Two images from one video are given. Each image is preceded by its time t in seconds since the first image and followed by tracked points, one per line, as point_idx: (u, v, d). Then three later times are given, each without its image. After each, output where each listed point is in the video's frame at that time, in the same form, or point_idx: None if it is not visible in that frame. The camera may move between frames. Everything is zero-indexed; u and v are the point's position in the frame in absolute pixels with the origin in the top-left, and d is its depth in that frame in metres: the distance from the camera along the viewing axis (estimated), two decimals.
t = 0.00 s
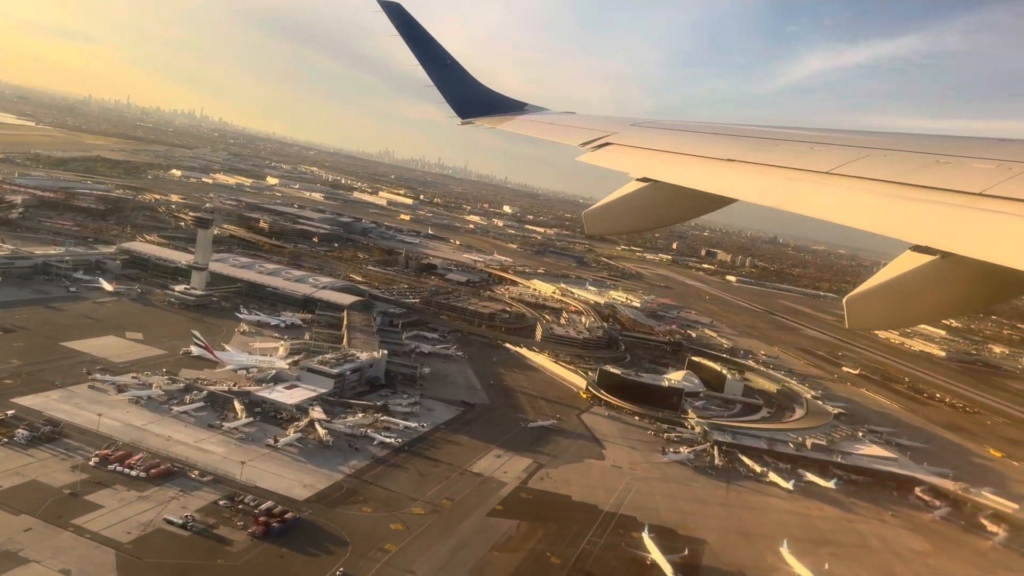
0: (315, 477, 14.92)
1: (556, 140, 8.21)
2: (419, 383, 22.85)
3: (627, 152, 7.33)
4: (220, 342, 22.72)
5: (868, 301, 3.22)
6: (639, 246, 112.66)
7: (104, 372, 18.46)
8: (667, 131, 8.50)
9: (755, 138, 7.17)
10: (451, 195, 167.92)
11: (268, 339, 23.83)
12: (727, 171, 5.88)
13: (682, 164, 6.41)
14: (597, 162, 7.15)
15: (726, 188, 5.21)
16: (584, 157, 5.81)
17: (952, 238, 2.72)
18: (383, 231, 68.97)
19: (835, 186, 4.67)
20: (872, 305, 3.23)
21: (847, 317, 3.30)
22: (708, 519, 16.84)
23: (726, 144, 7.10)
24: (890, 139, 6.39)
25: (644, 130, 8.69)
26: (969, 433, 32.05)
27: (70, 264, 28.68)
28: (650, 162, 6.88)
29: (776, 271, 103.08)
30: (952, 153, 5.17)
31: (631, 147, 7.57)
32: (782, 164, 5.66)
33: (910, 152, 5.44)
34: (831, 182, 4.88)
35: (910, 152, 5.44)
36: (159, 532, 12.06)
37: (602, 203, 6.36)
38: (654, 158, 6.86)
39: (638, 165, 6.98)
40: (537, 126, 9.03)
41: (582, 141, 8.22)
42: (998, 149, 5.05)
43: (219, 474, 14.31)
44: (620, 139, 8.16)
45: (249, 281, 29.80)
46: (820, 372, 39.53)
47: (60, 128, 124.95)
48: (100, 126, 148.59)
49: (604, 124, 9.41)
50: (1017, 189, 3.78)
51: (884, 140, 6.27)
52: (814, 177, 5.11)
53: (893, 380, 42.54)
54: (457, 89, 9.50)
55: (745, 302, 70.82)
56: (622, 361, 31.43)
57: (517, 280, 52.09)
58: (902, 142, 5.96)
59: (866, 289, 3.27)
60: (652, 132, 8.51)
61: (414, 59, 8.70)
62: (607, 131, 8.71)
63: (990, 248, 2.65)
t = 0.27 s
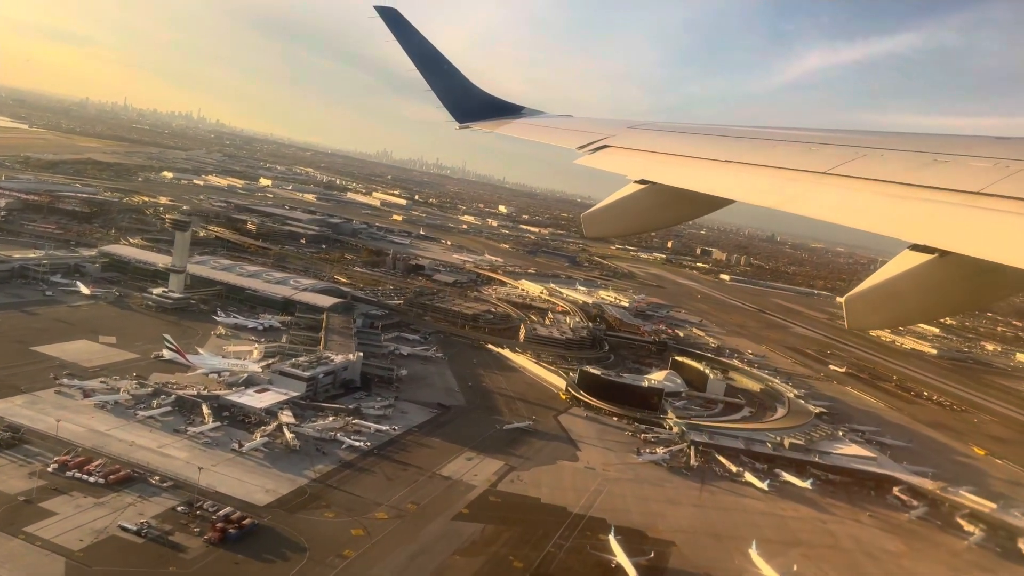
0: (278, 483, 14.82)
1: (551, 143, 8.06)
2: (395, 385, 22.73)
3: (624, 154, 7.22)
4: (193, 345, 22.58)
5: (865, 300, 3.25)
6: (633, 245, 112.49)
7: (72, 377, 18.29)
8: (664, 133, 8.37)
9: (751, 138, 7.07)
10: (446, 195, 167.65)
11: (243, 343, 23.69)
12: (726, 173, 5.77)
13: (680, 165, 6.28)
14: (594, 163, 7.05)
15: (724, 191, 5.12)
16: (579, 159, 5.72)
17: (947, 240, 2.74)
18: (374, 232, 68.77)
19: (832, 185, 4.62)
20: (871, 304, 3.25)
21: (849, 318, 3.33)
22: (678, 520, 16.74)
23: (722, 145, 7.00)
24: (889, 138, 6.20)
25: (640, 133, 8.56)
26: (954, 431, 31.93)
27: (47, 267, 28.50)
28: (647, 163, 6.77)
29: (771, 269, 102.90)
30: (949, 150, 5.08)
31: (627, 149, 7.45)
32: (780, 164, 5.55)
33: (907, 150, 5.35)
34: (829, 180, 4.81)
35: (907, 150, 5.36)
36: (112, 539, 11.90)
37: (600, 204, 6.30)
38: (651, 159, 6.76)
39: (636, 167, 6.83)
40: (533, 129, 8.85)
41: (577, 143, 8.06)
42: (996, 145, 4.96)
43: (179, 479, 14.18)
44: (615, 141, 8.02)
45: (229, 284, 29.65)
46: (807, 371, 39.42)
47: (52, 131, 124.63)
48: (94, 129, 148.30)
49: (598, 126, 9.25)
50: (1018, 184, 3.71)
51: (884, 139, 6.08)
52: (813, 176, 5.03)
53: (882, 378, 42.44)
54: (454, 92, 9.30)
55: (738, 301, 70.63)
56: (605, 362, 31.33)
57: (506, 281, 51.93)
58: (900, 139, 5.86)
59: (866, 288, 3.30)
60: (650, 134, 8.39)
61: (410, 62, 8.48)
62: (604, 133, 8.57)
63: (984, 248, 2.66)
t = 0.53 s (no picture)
0: (242, 486, 14.72)
1: (553, 146, 7.95)
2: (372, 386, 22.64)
3: (626, 155, 7.14)
4: (168, 348, 22.44)
5: (866, 297, 3.24)
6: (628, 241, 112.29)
7: (40, 381, 18.14)
8: (667, 133, 8.27)
9: (752, 138, 7.00)
10: (441, 193, 167.31)
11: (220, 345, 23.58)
12: (726, 173, 5.71)
13: (680, 167, 6.22)
14: (595, 165, 6.97)
15: (727, 192, 5.05)
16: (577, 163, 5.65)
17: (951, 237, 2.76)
18: (365, 231, 68.54)
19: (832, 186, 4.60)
20: (874, 301, 3.24)
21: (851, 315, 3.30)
22: (649, 519, 16.65)
23: (723, 145, 6.93)
24: (885, 135, 6.11)
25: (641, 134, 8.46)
26: (939, 426, 31.86)
27: (26, 270, 28.33)
28: (649, 164, 6.69)
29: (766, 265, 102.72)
30: (948, 148, 5.04)
31: (628, 150, 7.37)
32: (781, 165, 5.49)
33: (906, 150, 5.30)
34: (830, 180, 4.77)
35: (906, 149, 5.31)
36: (67, 545, 11.76)
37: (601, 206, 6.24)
38: (653, 161, 6.69)
39: (637, 169, 6.76)
40: (534, 132, 8.73)
41: (578, 146, 7.96)
42: (995, 143, 4.92)
43: (141, 484, 14.06)
44: (616, 143, 7.93)
45: (209, 285, 29.50)
46: (795, 367, 39.35)
47: (45, 131, 124.18)
48: (88, 129, 147.86)
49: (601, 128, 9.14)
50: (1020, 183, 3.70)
51: (879, 136, 6.00)
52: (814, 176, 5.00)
53: (870, 373, 42.39)
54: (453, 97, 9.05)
55: (730, 296, 70.51)
56: (589, 360, 31.24)
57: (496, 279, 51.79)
58: (900, 137, 5.80)
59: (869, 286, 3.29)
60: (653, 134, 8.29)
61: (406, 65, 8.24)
62: (605, 135, 8.47)
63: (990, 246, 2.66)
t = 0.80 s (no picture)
0: (201, 488, 14.63)
1: (551, 140, 7.62)
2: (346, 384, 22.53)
3: (626, 149, 6.82)
4: (139, 348, 22.32)
5: (866, 286, 2.94)
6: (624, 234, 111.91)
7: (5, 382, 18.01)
8: (668, 126, 7.95)
9: (753, 130, 6.67)
10: (438, 188, 166.73)
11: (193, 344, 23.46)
12: (724, 164, 5.39)
13: (678, 159, 5.92)
14: (592, 159, 6.66)
15: (723, 181, 4.74)
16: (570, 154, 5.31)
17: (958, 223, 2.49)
18: (356, 227, 68.28)
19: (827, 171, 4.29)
20: (874, 290, 2.95)
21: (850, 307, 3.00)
22: (616, 516, 16.57)
23: (723, 136, 6.60)
24: (887, 123, 5.74)
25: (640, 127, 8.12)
26: (924, 417, 31.72)
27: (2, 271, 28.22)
28: (649, 157, 6.37)
29: (762, 257, 102.29)
30: (953, 134, 4.72)
31: (627, 143, 7.04)
32: (780, 155, 5.17)
33: (907, 136, 4.98)
34: (828, 167, 4.47)
35: (907, 136, 4.99)
36: (15, 549, 11.66)
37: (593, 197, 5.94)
38: (652, 154, 6.38)
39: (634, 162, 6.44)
40: (533, 126, 8.35)
41: (577, 140, 7.62)
42: (1000, 128, 4.60)
43: (98, 486, 13.96)
44: (616, 136, 7.58)
45: (187, 283, 29.36)
46: (782, 359, 39.21)
47: (38, 130, 123.89)
48: (82, 127, 147.50)
49: (602, 122, 8.79)
50: None
51: (879, 125, 5.63)
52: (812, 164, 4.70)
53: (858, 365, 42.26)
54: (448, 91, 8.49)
55: (723, 289, 70.29)
56: (571, 355, 31.14)
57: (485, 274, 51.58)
58: (903, 124, 5.49)
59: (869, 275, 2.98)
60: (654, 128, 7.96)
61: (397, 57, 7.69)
62: (606, 128, 8.13)
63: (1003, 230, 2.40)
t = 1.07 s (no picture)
0: (169, 486, 14.58)
1: (551, 126, 7.34)
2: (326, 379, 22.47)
3: (629, 134, 6.59)
4: (118, 344, 22.30)
5: (872, 268, 2.86)
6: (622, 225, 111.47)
7: None
8: (675, 110, 7.69)
9: (755, 112, 6.42)
10: (436, 179, 166.26)
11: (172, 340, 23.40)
12: (725, 148, 5.16)
13: (681, 143, 5.69)
14: (592, 145, 6.45)
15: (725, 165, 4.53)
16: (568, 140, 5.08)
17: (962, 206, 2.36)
18: (351, 220, 68.10)
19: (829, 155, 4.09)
20: (879, 271, 2.87)
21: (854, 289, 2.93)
22: (591, 510, 16.49)
23: (725, 119, 6.37)
24: (892, 105, 5.45)
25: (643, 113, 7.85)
26: (915, 407, 31.51)
27: None
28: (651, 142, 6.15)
29: (761, 245, 101.74)
30: (961, 112, 4.48)
31: (629, 128, 6.80)
32: (782, 138, 4.95)
33: (913, 116, 4.75)
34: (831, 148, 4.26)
35: (914, 116, 4.75)
36: None
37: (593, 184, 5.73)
38: (655, 138, 6.15)
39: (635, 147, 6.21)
40: (534, 112, 8.05)
41: (579, 125, 7.34)
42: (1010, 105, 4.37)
43: (64, 485, 13.92)
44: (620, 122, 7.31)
45: (171, 279, 29.29)
46: (774, 349, 39.02)
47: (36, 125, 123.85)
48: (80, 122, 147.37)
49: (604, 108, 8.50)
50: None
51: (884, 106, 5.35)
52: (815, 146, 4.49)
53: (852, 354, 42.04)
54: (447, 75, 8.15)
55: (720, 279, 69.96)
56: (558, 347, 31.02)
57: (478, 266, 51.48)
58: (910, 104, 5.24)
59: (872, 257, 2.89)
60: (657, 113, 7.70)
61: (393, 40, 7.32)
62: (609, 114, 7.86)
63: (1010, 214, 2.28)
